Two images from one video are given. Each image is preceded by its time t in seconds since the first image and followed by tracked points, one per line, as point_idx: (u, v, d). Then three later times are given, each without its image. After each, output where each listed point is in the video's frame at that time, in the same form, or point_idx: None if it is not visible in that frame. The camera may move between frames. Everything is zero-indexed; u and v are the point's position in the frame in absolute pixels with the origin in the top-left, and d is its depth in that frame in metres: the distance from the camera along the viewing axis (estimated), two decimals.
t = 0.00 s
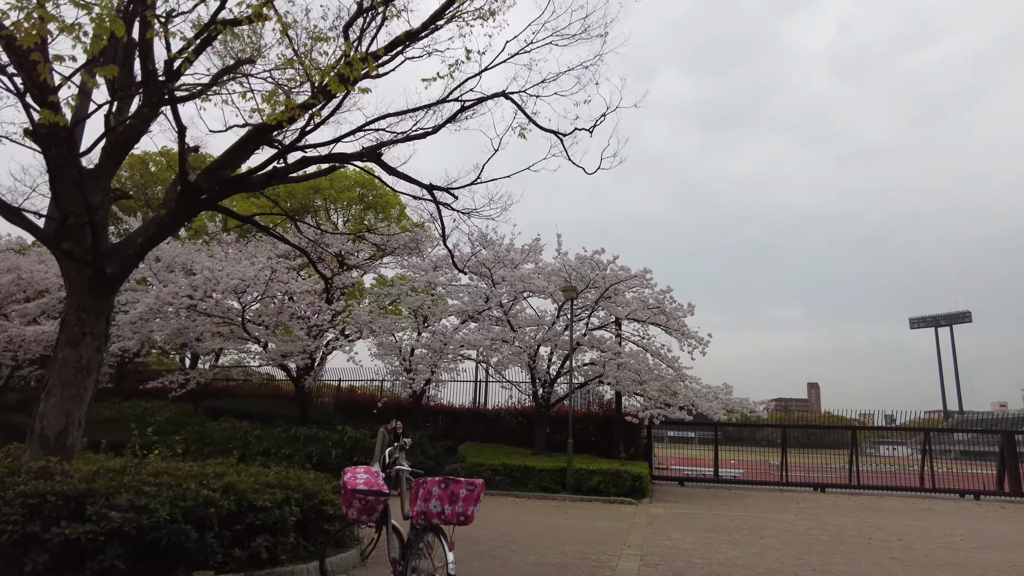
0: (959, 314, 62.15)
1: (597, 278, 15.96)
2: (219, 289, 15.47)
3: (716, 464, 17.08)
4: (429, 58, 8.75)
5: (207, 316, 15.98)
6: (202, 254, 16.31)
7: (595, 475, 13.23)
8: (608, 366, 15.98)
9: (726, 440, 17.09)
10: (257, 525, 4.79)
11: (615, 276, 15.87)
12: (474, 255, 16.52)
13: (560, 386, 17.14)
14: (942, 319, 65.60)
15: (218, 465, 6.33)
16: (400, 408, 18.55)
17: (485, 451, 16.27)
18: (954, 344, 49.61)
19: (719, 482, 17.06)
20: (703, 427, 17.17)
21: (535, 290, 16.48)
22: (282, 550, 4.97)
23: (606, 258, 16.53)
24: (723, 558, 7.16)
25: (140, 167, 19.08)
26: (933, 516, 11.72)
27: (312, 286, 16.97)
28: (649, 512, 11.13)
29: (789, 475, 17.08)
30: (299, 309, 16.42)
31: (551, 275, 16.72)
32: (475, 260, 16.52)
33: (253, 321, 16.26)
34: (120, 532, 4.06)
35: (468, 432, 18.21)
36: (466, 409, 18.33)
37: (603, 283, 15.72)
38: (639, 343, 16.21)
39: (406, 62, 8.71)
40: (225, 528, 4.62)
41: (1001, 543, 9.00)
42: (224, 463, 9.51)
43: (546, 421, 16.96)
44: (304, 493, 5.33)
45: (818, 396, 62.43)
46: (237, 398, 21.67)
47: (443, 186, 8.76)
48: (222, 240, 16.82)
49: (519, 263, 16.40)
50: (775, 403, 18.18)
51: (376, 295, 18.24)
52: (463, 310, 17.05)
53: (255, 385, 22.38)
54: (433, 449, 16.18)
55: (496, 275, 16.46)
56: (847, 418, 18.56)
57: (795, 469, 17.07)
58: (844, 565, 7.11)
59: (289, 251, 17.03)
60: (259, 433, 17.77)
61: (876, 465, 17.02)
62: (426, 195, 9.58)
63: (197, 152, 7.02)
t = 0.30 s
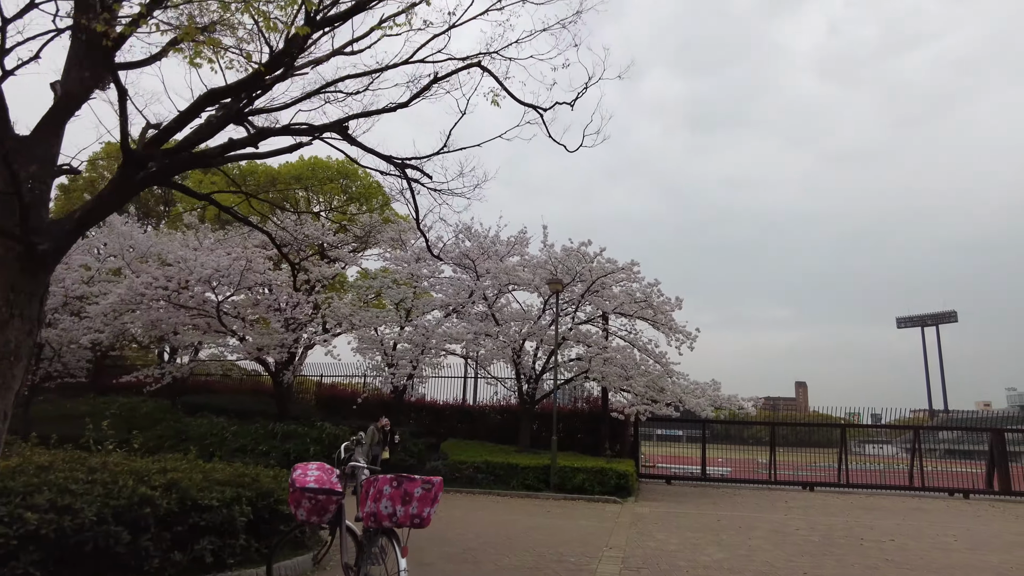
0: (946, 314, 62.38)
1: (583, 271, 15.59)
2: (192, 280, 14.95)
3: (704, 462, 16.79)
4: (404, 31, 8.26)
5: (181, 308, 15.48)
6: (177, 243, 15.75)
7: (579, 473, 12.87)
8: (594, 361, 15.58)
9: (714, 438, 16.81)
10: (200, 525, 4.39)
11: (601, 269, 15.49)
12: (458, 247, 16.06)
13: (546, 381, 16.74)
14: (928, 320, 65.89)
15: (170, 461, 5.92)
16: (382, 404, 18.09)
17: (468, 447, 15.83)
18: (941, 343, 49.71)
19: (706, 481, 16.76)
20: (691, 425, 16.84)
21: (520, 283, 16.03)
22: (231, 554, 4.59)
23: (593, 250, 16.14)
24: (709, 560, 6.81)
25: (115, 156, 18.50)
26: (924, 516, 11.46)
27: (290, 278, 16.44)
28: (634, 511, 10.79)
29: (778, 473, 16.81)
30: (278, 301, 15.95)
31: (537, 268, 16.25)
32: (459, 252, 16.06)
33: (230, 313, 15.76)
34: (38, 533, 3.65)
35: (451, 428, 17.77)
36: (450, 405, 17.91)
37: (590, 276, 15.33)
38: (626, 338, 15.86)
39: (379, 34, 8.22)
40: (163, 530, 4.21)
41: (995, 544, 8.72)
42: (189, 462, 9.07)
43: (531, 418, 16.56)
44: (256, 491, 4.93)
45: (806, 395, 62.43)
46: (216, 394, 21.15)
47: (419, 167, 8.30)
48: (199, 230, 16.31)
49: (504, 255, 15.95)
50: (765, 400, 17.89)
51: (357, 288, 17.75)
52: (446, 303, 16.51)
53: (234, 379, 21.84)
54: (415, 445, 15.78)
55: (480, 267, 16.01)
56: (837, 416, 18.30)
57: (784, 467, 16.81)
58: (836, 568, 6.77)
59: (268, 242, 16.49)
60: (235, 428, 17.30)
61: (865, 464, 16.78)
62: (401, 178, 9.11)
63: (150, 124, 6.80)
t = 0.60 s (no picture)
0: (932, 313, 62.68)
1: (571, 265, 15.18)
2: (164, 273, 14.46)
3: (692, 460, 16.55)
4: None
5: (155, 301, 15.00)
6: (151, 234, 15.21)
7: (565, 472, 12.54)
8: (581, 358, 15.20)
9: (703, 435, 16.57)
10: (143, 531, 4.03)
11: (588, 263, 15.12)
12: (443, 241, 15.61)
13: (532, 378, 16.37)
14: (915, 320, 66.21)
15: (123, 460, 5.52)
16: (364, 401, 17.67)
17: (452, 445, 15.42)
18: (925, 341, 49.92)
19: (694, 480, 16.50)
20: (679, 422, 16.68)
21: (506, 278, 15.53)
22: (178, 564, 4.20)
23: (581, 244, 15.73)
24: (700, 565, 6.49)
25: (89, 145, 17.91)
26: (918, 517, 11.21)
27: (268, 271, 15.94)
28: (621, 511, 10.47)
29: (767, 472, 16.57)
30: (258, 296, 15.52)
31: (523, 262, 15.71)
32: (443, 245, 15.61)
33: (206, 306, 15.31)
34: None
35: (436, 426, 17.37)
36: (434, 403, 17.52)
37: (577, 271, 14.93)
38: (614, 334, 15.53)
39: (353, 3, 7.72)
40: (99, 537, 3.84)
41: (990, 546, 8.48)
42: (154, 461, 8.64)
43: (517, 416, 16.22)
44: (211, 492, 4.56)
45: (792, 393, 62.41)
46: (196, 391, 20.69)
47: (396, 149, 7.87)
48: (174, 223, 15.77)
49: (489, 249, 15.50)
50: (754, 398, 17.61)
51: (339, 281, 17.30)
52: (429, 298, 16.04)
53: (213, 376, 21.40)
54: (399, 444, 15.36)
55: (465, 262, 15.57)
56: (826, 413, 18.08)
57: (773, 466, 16.58)
58: (832, 573, 6.47)
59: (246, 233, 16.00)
60: (214, 425, 16.85)
61: (855, 462, 16.56)
62: (378, 162, 8.68)
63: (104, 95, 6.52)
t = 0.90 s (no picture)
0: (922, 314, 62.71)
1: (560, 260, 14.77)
2: (139, 265, 13.95)
3: (682, 460, 16.23)
4: None
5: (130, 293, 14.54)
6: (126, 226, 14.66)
7: (552, 473, 12.16)
8: (570, 356, 14.83)
9: (693, 435, 16.24)
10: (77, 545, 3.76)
11: (578, 258, 14.72)
12: (429, 235, 15.18)
13: (520, 376, 16.00)
14: (904, 320, 66.39)
15: (72, 463, 5.21)
16: (347, 399, 17.28)
17: (437, 445, 15.03)
18: (916, 342, 49.83)
19: (685, 480, 16.21)
20: (670, 421, 16.35)
21: (494, 274, 15.13)
22: None
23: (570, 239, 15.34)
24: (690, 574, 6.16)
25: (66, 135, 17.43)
26: (915, 521, 10.93)
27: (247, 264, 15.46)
28: (609, 514, 10.14)
29: (759, 473, 16.30)
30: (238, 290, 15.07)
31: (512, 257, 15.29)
32: (429, 239, 15.16)
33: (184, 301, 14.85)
34: None
35: (421, 425, 16.97)
36: (421, 401, 17.13)
37: (567, 267, 14.53)
38: (604, 332, 15.18)
39: None
40: (26, 552, 3.57)
41: (989, 554, 8.18)
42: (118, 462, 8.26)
43: (505, 415, 15.85)
44: (157, 501, 4.28)
45: (782, 392, 62.30)
46: (177, 388, 20.26)
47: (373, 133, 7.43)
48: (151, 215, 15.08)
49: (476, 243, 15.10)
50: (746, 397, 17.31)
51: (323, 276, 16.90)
52: (415, 294, 15.59)
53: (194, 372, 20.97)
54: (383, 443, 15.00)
55: (452, 257, 15.15)
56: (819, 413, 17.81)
57: (764, 466, 16.30)
58: None
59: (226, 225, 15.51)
60: (193, 423, 16.44)
61: (848, 463, 16.32)
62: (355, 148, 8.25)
63: (55, 65, 6.29)
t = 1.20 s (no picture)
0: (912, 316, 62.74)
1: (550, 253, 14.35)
2: (113, 254, 13.48)
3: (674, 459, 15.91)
4: None
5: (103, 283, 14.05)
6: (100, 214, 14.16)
7: (540, 471, 11.77)
8: (559, 351, 14.43)
9: (685, 433, 15.89)
10: None
11: (569, 251, 14.31)
12: (415, 226, 14.74)
13: (509, 372, 15.60)
14: (894, 320, 66.45)
15: (13, 459, 4.86)
16: (331, 395, 16.85)
17: (423, 442, 14.61)
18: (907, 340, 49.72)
19: (676, 478, 15.89)
20: (661, 419, 16.02)
21: (483, 267, 14.68)
22: None
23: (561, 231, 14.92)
24: None
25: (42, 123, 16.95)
26: (913, 522, 10.62)
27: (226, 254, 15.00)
28: (597, 514, 9.78)
29: (752, 472, 15.99)
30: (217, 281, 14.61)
31: (500, 250, 14.85)
32: (415, 230, 14.72)
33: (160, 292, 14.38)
34: None
35: (407, 422, 16.56)
36: (407, 397, 16.71)
37: (557, 259, 14.12)
38: (595, 326, 14.78)
39: None
40: None
41: (991, 556, 7.86)
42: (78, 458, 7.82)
43: (492, 411, 15.47)
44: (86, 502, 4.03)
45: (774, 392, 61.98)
46: (159, 382, 19.86)
47: (344, 105, 6.96)
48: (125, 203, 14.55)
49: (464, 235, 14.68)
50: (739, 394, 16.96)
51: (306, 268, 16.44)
52: (400, 287, 15.14)
53: (177, 367, 20.58)
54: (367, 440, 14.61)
55: (438, 249, 14.72)
56: (812, 411, 17.50)
57: (756, 465, 15.99)
58: None
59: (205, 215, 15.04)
60: (173, 418, 16.04)
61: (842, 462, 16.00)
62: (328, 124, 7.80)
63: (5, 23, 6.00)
